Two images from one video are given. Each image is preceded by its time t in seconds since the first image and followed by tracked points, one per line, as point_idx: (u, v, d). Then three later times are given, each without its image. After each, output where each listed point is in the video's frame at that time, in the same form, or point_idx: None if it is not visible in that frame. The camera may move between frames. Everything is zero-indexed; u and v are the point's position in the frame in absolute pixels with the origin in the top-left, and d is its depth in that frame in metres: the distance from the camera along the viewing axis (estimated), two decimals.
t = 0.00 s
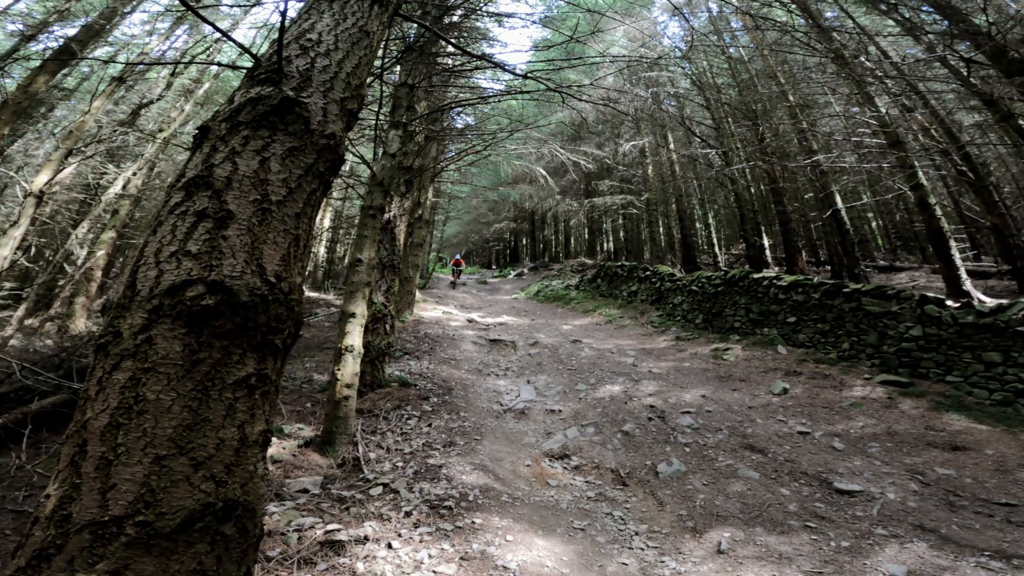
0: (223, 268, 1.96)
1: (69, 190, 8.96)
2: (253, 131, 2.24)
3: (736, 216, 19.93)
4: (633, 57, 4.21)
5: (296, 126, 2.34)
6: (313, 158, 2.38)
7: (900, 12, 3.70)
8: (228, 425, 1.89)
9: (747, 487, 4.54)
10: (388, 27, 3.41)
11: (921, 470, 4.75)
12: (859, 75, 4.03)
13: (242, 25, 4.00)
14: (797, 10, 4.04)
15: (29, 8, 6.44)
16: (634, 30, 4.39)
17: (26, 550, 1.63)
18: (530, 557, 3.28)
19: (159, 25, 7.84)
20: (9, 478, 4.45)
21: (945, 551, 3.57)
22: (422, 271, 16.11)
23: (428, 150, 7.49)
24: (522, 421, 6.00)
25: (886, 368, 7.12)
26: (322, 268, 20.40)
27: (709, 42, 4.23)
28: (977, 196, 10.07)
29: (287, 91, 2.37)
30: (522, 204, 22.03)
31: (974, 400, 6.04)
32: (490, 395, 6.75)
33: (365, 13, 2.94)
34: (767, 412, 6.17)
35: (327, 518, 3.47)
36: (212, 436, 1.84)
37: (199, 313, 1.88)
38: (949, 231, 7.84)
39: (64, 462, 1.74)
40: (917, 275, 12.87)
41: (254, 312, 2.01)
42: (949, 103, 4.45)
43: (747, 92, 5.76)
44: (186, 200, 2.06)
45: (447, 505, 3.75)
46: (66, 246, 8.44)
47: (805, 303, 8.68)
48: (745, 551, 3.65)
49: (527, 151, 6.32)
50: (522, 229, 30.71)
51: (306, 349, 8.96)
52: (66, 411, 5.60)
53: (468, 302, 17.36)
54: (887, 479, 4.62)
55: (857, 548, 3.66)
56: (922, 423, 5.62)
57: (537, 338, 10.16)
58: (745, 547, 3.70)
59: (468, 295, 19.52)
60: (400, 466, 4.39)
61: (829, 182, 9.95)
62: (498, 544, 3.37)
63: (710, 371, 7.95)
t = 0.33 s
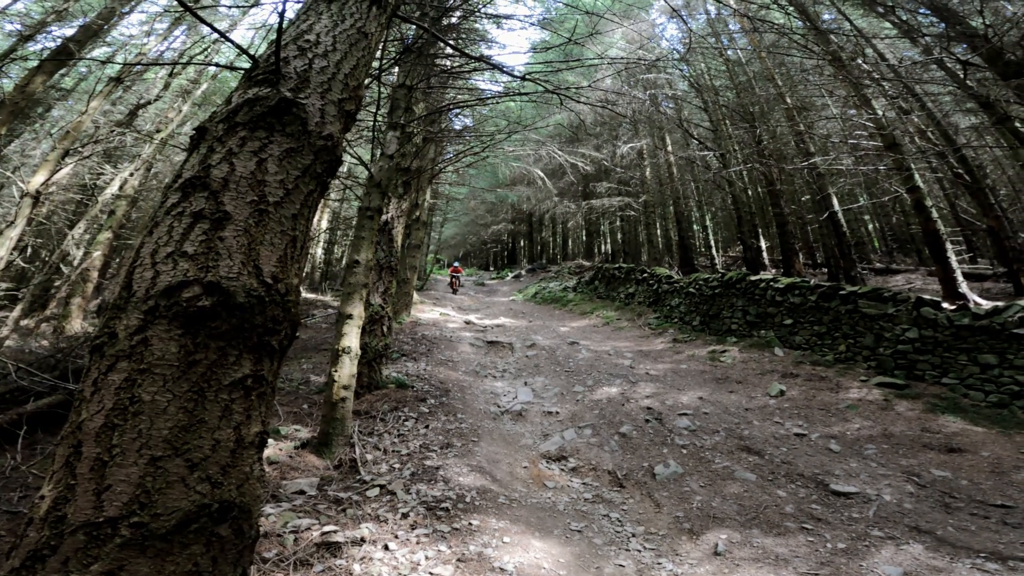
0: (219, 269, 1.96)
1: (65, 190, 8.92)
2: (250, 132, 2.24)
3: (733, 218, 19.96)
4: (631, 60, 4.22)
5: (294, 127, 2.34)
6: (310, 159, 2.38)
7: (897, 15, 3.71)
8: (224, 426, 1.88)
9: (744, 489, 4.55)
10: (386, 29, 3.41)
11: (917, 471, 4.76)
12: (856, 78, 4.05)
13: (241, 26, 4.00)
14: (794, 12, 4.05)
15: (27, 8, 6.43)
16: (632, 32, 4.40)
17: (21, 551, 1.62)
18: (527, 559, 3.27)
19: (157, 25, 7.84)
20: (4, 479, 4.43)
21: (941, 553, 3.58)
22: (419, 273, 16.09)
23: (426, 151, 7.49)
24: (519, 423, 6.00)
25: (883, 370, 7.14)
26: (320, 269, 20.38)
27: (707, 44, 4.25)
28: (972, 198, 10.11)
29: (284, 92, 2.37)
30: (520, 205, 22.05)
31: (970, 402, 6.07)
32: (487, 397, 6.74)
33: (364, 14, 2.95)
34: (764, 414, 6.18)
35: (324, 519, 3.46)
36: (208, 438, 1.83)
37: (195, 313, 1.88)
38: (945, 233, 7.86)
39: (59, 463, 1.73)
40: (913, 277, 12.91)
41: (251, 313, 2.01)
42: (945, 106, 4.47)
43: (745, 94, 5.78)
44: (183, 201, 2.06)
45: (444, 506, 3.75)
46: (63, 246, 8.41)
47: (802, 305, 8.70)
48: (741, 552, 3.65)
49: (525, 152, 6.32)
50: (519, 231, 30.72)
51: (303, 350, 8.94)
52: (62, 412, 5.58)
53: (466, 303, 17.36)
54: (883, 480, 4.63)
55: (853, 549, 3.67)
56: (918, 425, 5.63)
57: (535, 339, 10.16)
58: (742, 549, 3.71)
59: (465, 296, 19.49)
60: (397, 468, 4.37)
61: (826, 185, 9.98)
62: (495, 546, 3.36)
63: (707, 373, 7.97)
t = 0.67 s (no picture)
0: (215, 268, 1.95)
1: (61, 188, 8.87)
2: (247, 131, 2.24)
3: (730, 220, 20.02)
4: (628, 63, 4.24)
5: (291, 127, 2.34)
6: (307, 159, 2.38)
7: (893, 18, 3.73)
8: (219, 425, 1.88)
9: (739, 490, 4.56)
10: (384, 28, 3.41)
11: (911, 473, 4.79)
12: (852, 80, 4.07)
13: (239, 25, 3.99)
14: (792, 14, 4.07)
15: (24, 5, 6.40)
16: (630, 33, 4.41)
17: (13, 550, 1.61)
18: (522, 559, 3.27)
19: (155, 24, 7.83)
20: None
21: (934, 554, 3.60)
22: (416, 274, 16.07)
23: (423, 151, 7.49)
24: (515, 424, 6.00)
25: (877, 372, 7.17)
26: (316, 269, 20.32)
27: (704, 46, 4.26)
28: (967, 201, 10.17)
29: (281, 92, 2.37)
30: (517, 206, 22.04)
31: (964, 404, 6.10)
32: (483, 397, 6.73)
33: (362, 13, 2.95)
34: (760, 416, 6.19)
35: (319, 520, 3.45)
36: (202, 437, 1.83)
37: (190, 312, 1.87)
38: (939, 236, 7.89)
39: (52, 462, 1.72)
40: (907, 279, 12.97)
41: (246, 312, 2.00)
42: (940, 109, 4.49)
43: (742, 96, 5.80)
44: (179, 199, 2.06)
45: (440, 507, 3.74)
46: (58, 245, 8.37)
47: (798, 307, 8.73)
48: (736, 553, 3.66)
49: (522, 152, 6.32)
50: (516, 231, 30.71)
51: (298, 350, 8.91)
52: (56, 412, 5.54)
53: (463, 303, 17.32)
54: (877, 482, 4.64)
55: (848, 550, 3.69)
56: (912, 427, 5.66)
57: (531, 340, 10.16)
58: (737, 549, 3.72)
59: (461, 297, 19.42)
60: (392, 468, 4.36)
61: (822, 187, 10.02)
62: (490, 546, 3.36)
63: (703, 374, 7.98)
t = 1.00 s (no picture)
0: (205, 257, 1.93)
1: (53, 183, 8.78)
2: (239, 122, 2.22)
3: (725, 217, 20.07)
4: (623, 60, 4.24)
5: (284, 117, 2.32)
6: (299, 150, 2.36)
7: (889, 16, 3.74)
8: (208, 417, 1.86)
9: (734, 486, 4.56)
10: (379, 22, 3.38)
11: (904, 469, 4.81)
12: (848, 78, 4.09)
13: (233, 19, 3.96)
14: (788, 12, 4.07)
15: None
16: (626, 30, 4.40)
17: None
18: (516, 554, 3.26)
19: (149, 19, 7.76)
20: None
21: (927, 550, 3.61)
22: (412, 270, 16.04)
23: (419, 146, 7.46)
24: (509, 419, 5.98)
25: (871, 369, 7.21)
26: (311, 264, 20.22)
27: (701, 43, 4.26)
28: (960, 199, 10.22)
29: (274, 82, 2.34)
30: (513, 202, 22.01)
31: (956, 400, 6.14)
32: (478, 392, 6.72)
33: (356, 6, 2.93)
34: (754, 412, 6.20)
35: (312, 515, 3.42)
36: (190, 429, 1.81)
37: (179, 302, 1.85)
38: (933, 233, 7.92)
39: (37, 454, 1.69)
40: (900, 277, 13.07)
41: (236, 302, 1.97)
42: (934, 107, 4.52)
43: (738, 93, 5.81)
44: (169, 189, 2.04)
45: (434, 502, 3.72)
46: (49, 240, 8.29)
47: (792, 304, 8.76)
48: (731, 549, 3.67)
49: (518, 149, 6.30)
50: (512, 228, 30.68)
51: (292, 345, 8.85)
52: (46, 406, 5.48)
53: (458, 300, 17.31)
54: (870, 478, 4.66)
55: (841, 546, 3.70)
56: (905, 423, 5.68)
57: (526, 336, 10.15)
58: (731, 545, 3.72)
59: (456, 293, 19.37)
60: (386, 463, 4.33)
61: (817, 184, 10.04)
62: (485, 541, 3.34)
63: (698, 370, 7.99)
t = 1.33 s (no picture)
0: (193, 247, 1.90)
1: (42, 179, 8.68)
2: (229, 113, 2.20)
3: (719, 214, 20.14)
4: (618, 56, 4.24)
5: (275, 109, 2.30)
6: (291, 141, 2.34)
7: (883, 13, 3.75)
8: (196, 409, 1.83)
9: (726, 480, 4.58)
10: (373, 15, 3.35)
11: (895, 464, 4.84)
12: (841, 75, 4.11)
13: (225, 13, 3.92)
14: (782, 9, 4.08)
15: None
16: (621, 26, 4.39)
17: None
18: (510, 549, 3.24)
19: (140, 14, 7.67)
20: None
21: (918, 545, 3.64)
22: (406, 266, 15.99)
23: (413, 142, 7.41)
24: (503, 414, 5.97)
25: (862, 364, 7.26)
26: (305, 260, 20.13)
27: (695, 40, 4.27)
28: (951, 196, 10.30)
29: (265, 74, 2.32)
30: (507, 198, 21.96)
31: (946, 395, 6.19)
32: (472, 388, 6.70)
33: None
34: (747, 407, 6.23)
35: (304, 510, 3.39)
36: (178, 421, 1.78)
37: (167, 292, 1.82)
38: (924, 230, 7.96)
39: (22, 448, 1.67)
40: (891, 273, 13.18)
41: (225, 292, 1.95)
42: (927, 104, 4.55)
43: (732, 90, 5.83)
44: (157, 179, 2.01)
45: (427, 497, 3.70)
46: (39, 236, 8.20)
47: (784, 299, 8.79)
48: (724, 543, 3.68)
49: (512, 144, 6.28)
50: (506, 224, 30.65)
51: (285, 340, 8.79)
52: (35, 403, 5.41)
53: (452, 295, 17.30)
54: (861, 473, 4.69)
55: (833, 541, 3.72)
56: (896, 418, 5.73)
57: (520, 331, 10.14)
58: (724, 540, 3.73)
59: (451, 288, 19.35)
60: (380, 458, 4.31)
61: (809, 181, 10.07)
62: (478, 536, 3.32)
63: (691, 365, 8.02)
